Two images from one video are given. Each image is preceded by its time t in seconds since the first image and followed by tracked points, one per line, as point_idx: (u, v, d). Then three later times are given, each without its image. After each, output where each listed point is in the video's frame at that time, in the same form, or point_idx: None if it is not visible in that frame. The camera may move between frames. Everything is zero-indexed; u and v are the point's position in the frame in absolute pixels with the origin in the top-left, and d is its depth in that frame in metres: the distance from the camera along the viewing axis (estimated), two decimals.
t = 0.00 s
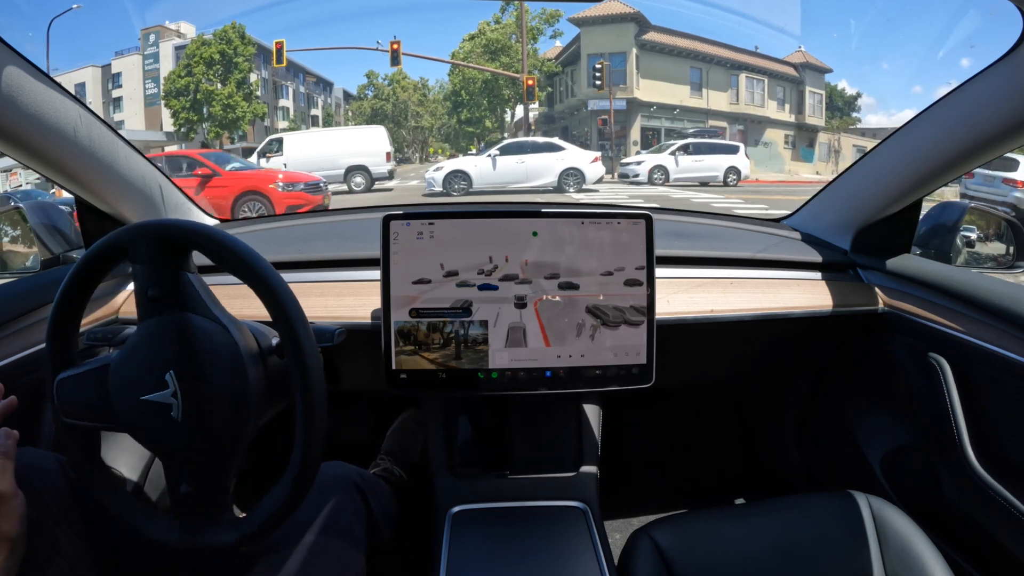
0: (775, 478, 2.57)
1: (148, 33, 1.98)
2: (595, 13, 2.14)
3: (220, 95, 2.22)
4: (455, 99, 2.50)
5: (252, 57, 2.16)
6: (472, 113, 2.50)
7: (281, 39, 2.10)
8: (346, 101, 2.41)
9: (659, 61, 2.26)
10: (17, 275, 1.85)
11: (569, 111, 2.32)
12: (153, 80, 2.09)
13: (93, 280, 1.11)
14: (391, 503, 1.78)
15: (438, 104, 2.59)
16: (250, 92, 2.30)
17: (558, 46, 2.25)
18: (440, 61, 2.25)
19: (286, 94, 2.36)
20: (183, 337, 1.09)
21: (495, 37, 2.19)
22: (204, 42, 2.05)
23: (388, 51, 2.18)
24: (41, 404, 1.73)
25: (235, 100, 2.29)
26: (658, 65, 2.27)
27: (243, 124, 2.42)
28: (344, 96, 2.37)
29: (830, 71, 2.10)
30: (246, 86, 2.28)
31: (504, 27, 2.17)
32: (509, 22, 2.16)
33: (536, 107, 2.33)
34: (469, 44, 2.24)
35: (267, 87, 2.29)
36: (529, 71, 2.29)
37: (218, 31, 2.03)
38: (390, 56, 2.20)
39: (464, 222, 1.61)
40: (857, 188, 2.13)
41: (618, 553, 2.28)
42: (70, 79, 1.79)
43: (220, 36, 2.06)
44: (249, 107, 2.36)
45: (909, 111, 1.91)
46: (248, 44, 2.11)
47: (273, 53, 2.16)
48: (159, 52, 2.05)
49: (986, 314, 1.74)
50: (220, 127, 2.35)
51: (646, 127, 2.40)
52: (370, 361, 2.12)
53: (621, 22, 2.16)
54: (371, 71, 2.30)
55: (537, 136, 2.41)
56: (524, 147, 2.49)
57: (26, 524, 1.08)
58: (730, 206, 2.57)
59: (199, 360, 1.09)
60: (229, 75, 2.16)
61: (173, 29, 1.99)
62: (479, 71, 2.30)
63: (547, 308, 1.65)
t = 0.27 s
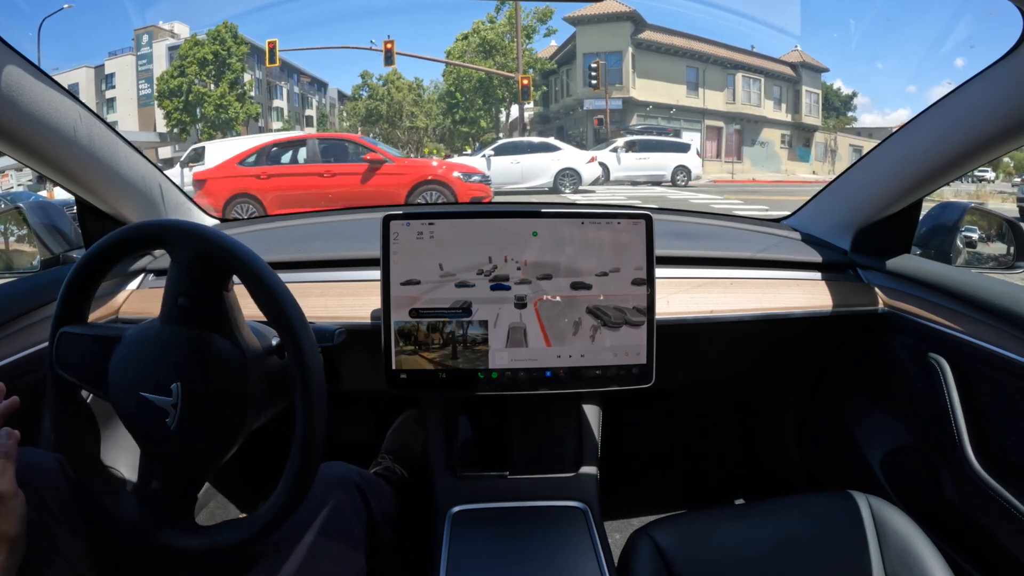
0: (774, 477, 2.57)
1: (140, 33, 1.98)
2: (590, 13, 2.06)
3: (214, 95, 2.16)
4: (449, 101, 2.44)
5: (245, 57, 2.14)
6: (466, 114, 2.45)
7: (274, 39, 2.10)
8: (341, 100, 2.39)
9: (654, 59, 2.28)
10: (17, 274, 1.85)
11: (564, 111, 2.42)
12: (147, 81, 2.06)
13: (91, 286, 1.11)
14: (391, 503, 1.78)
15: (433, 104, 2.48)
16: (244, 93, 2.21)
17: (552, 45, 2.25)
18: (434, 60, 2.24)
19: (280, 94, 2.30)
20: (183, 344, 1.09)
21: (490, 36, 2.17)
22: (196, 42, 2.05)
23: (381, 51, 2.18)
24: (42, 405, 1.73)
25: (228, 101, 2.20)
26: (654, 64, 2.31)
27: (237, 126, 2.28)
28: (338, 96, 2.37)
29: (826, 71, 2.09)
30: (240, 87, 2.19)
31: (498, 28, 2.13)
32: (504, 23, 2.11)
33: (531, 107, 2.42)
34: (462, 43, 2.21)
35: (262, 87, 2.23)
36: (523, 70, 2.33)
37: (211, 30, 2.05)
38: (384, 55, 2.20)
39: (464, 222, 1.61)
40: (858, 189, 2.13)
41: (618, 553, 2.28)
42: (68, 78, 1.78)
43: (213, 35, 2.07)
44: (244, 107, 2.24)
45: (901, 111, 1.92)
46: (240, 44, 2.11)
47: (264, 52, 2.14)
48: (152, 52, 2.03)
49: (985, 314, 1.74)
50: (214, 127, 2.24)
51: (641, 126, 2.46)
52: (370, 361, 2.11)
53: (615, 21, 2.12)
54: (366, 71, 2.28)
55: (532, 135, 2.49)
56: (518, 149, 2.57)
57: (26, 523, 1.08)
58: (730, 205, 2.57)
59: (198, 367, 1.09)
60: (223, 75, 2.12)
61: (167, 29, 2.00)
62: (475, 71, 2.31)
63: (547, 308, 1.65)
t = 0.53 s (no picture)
0: (774, 477, 2.57)
1: (133, 33, 1.89)
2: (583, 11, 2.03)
3: (205, 96, 2.08)
4: (443, 101, 2.32)
5: (237, 57, 2.01)
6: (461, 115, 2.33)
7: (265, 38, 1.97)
8: (335, 102, 2.36)
9: (649, 59, 2.29)
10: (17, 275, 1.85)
11: (558, 111, 2.38)
12: (139, 82, 1.99)
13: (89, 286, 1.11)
14: (392, 503, 1.78)
15: (427, 104, 2.36)
16: (234, 93, 2.14)
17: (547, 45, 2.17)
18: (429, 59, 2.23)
19: (273, 94, 2.24)
20: (178, 346, 1.07)
21: (484, 35, 2.09)
22: (190, 42, 1.93)
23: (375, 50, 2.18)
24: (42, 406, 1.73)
25: (220, 100, 2.13)
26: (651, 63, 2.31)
27: (229, 126, 2.20)
28: (332, 96, 2.34)
29: (820, 71, 2.11)
30: (231, 87, 2.11)
31: (493, 26, 2.06)
32: (497, 21, 2.06)
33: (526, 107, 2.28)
34: (456, 42, 2.13)
35: (254, 88, 2.16)
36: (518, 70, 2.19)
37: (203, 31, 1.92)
38: (377, 55, 2.19)
39: (464, 222, 1.61)
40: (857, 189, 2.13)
41: (618, 553, 2.28)
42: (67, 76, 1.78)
43: (205, 35, 1.94)
44: (237, 108, 2.21)
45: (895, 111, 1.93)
46: (233, 44, 1.96)
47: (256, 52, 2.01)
48: (145, 51, 1.93)
49: (985, 314, 1.74)
50: (206, 128, 2.16)
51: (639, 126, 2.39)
52: (370, 361, 2.11)
53: (611, 19, 2.11)
54: (359, 71, 2.29)
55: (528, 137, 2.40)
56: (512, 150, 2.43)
57: (27, 523, 1.08)
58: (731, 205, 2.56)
59: (195, 369, 1.08)
60: (214, 76, 2.02)
61: (159, 29, 1.89)
62: (469, 70, 2.19)
63: (546, 308, 1.65)
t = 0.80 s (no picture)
0: (774, 477, 2.57)
1: (125, 33, 1.96)
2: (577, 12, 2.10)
3: (197, 95, 2.16)
4: (436, 100, 2.45)
5: (229, 57, 2.16)
6: (453, 114, 2.44)
7: (258, 38, 2.10)
8: (327, 102, 2.38)
9: (644, 57, 2.24)
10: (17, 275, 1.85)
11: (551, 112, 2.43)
12: (132, 81, 1.98)
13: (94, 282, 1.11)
14: (392, 503, 1.78)
15: (420, 104, 2.52)
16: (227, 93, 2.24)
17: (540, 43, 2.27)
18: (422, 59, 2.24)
19: (265, 95, 2.39)
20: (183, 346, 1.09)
21: (478, 34, 2.18)
22: (180, 41, 2.05)
23: (366, 49, 2.19)
24: (42, 406, 1.73)
25: (211, 101, 2.23)
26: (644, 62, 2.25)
27: (222, 125, 2.33)
28: (324, 95, 2.35)
29: (816, 71, 2.14)
30: (224, 87, 2.23)
31: (487, 24, 2.14)
32: (491, 18, 2.12)
33: (519, 107, 2.43)
34: (448, 42, 2.22)
35: (247, 87, 2.27)
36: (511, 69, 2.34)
37: (196, 30, 2.06)
38: (368, 55, 2.20)
39: (464, 222, 1.61)
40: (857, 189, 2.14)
41: (618, 553, 2.29)
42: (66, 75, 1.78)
43: (197, 34, 2.09)
44: (226, 107, 2.28)
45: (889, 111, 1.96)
46: (225, 43, 2.13)
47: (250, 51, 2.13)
48: (137, 51, 2.00)
49: (986, 314, 1.74)
50: (196, 128, 2.23)
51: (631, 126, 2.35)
52: (370, 361, 2.11)
53: (606, 19, 2.15)
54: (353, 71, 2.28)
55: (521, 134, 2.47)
56: (506, 148, 2.49)
57: (26, 523, 1.08)
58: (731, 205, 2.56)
59: (199, 371, 1.09)
60: (207, 76, 2.16)
61: (151, 29, 1.98)
62: (463, 69, 2.32)
63: (547, 308, 1.65)
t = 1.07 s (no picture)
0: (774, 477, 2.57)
1: (117, 33, 1.97)
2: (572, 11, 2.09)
3: (187, 96, 2.17)
4: (430, 101, 2.46)
5: (222, 57, 2.13)
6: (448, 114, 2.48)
7: (249, 38, 2.09)
8: (321, 102, 2.45)
9: (637, 58, 2.37)
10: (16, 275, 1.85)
11: (546, 111, 2.40)
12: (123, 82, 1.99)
13: (94, 279, 1.11)
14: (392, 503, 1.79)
15: (413, 104, 2.47)
16: (218, 94, 2.27)
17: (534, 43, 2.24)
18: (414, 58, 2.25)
19: (257, 95, 2.40)
20: (184, 348, 1.09)
21: (471, 33, 2.18)
22: (171, 41, 2.02)
23: (359, 49, 2.19)
24: (42, 406, 1.73)
25: (202, 101, 2.23)
26: (639, 63, 2.40)
27: (213, 126, 2.34)
28: (318, 96, 2.43)
29: (810, 71, 2.16)
30: (216, 87, 2.24)
31: (479, 23, 2.15)
32: (484, 17, 2.14)
33: (513, 107, 2.34)
34: (441, 42, 2.22)
35: (239, 87, 2.31)
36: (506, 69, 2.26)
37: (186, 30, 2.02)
38: (361, 54, 2.20)
39: (464, 222, 1.61)
40: (857, 190, 2.14)
41: (618, 553, 2.29)
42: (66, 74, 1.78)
43: (188, 34, 2.04)
44: (218, 107, 2.32)
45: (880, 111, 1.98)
46: (217, 43, 2.09)
47: (239, 50, 2.12)
48: (129, 52, 2.01)
49: (985, 314, 1.74)
50: (188, 128, 2.25)
51: (626, 126, 2.46)
52: (370, 361, 2.11)
53: (600, 17, 2.16)
54: (345, 71, 2.31)
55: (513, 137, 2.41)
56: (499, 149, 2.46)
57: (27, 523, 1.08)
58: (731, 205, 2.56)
59: (198, 374, 1.09)
60: (198, 77, 2.15)
61: (143, 29, 1.98)
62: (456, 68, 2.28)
63: (547, 308, 1.65)
